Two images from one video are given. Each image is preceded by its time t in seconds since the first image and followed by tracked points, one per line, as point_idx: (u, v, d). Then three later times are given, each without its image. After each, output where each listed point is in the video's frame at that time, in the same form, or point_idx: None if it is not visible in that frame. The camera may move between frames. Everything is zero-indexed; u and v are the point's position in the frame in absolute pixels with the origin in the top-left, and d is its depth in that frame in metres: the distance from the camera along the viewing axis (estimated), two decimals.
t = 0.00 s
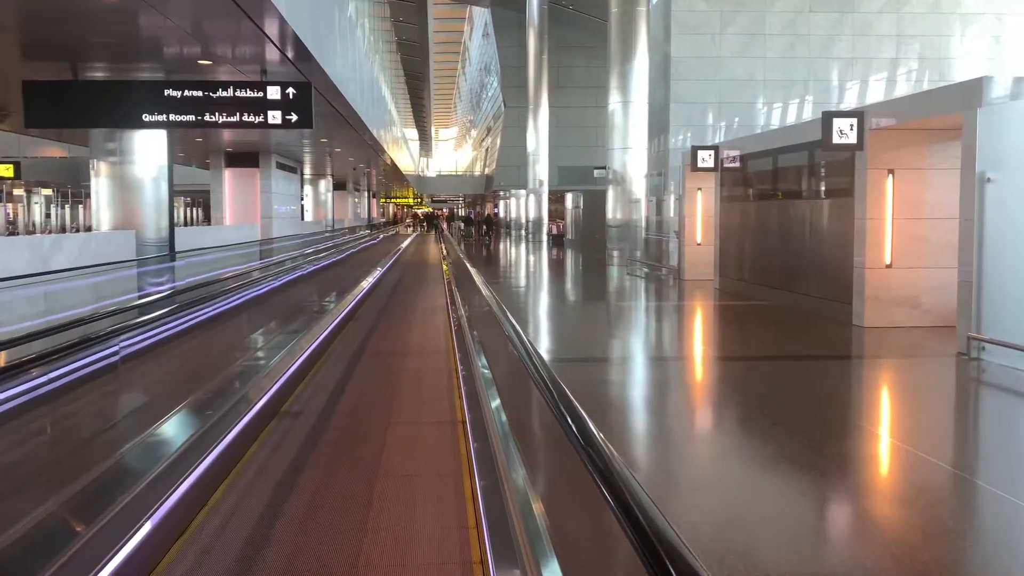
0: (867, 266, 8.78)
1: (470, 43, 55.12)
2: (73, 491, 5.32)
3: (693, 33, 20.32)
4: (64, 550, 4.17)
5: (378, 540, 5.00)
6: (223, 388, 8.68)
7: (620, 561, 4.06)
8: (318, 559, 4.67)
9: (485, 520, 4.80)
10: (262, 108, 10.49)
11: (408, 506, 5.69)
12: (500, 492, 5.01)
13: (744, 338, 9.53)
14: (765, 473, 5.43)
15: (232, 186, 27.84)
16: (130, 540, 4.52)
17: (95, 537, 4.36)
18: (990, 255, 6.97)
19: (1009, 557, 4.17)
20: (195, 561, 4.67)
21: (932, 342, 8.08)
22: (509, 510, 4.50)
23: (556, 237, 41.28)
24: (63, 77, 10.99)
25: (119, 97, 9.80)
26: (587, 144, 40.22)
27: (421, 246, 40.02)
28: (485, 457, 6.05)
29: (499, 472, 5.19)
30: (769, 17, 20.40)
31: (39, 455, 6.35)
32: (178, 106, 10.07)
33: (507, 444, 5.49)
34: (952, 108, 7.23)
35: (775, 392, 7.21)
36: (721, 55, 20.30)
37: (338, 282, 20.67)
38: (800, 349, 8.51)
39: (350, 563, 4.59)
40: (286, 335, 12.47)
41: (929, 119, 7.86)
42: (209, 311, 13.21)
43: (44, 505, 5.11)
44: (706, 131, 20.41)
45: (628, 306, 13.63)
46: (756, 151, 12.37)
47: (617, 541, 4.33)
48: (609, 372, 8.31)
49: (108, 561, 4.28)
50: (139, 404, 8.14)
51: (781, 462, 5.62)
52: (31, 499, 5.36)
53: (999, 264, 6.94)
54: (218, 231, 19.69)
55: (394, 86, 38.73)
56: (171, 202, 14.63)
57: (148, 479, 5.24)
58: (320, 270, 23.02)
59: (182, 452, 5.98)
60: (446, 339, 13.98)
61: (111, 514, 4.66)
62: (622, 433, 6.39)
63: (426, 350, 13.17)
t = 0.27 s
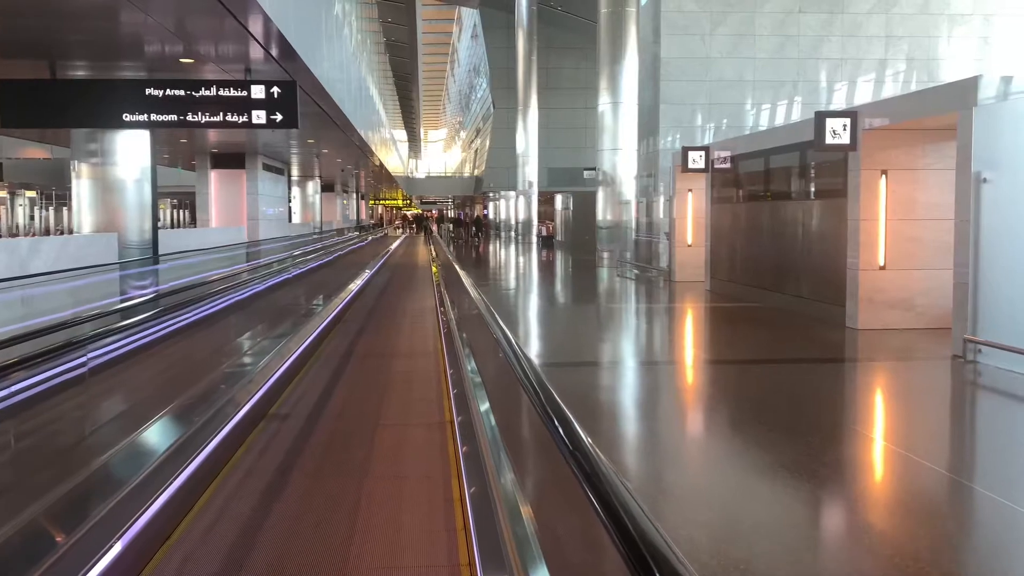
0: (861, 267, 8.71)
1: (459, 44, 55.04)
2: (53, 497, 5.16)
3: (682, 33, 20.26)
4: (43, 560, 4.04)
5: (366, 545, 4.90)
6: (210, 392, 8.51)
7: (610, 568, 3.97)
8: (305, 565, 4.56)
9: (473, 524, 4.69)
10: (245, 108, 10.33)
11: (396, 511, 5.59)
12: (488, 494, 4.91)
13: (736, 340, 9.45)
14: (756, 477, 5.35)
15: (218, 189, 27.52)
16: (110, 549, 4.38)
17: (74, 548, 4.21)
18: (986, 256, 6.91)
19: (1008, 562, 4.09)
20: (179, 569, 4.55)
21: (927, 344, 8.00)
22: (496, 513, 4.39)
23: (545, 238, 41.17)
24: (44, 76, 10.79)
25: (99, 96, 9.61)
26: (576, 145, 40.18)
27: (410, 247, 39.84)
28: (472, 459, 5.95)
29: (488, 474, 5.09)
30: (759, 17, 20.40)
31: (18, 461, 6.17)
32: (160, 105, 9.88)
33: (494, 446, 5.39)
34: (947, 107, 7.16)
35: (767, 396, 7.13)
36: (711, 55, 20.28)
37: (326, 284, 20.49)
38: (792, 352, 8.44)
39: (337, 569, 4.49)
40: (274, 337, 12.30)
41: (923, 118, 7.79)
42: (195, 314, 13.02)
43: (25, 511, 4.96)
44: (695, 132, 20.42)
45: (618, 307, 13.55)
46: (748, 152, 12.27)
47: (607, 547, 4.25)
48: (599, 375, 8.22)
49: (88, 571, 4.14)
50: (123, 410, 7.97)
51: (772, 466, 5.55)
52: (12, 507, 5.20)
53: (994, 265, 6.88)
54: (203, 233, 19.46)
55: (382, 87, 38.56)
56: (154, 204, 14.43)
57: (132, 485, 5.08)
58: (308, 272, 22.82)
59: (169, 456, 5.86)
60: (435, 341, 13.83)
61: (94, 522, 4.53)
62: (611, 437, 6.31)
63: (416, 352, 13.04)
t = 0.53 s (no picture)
0: (854, 270, 8.64)
1: (448, 46, 54.91)
2: (33, 503, 5.05)
3: (672, 35, 20.22)
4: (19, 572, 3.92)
5: (355, 551, 4.81)
6: (195, 396, 8.35)
7: (599, 573, 3.88)
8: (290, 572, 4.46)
9: (460, 529, 4.60)
10: (229, 108, 10.21)
11: (385, 515, 5.50)
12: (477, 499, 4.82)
13: (728, 343, 9.36)
14: (747, 482, 5.27)
15: (204, 189, 27.23)
16: (92, 558, 4.28)
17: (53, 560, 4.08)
18: (981, 259, 6.86)
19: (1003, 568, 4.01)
20: None
21: (920, 348, 7.93)
22: (484, 517, 4.29)
23: (535, 240, 41.08)
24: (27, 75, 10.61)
25: (79, 95, 9.43)
26: (566, 148, 40.13)
27: (399, 250, 39.62)
28: (460, 463, 5.86)
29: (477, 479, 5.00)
30: (748, 19, 20.40)
31: None
32: (141, 105, 9.71)
33: (484, 451, 5.31)
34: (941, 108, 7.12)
35: (759, 399, 7.05)
36: (701, 57, 20.26)
37: (314, 286, 20.31)
38: (784, 355, 8.37)
39: None
40: (262, 340, 12.14)
41: (917, 120, 7.74)
42: (180, 316, 12.84)
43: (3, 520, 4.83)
44: (683, 134, 20.40)
45: (607, 310, 13.47)
46: (739, 153, 12.17)
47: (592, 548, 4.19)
48: (589, 378, 8.13)
49: None
50: (107, 415, 7.80)
51: (765, 470, 5.48)
52: None
53: (990, 268, 6.82)
54: (189, 235, 19.26)
55: (371, 89, 38.40)
56: (137, 206, 14.24)
57: (113, 494, 4.98)
58: (296, 274, 22.63)
59: (152, 463, 5.72)
60: (423, 343, 13.69)
61: (72, 532, 4.41)
62: (601, 440, 6.23)
63: (404, 354, 12.91)
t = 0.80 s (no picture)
0: (847, 272, 8.57)
1: (437, 46, 54.74)
2: (13, 509, 4.92)
3: (662, 36, 20.17)
4: None
5: (341, 555, 4.71)
6: (180, 399, 8.19)
7: None
8: None
9: (448, 534, 4.50)
10: (213, 106, 10.01)
11: (373, 518, 5.41)
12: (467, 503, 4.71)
13: (720, 346, 9.25)
14: (739, 486, 5.19)
15: (188, 189, 26.99)
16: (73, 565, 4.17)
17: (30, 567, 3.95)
18: (978, 261, 6.78)
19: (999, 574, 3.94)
20: None
21: (914, 351, 7.86)
22: (473, 521, 4.20)
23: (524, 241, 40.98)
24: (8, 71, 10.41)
25: (59, 92, 9.26)
26: (555, 148, 40.05)
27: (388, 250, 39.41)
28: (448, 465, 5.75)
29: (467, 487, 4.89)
30: (739, 20, 20.37)
31: None
32: (122, 102, 9.53)
33: (474, 459, 5.23)
34: (937, 108, 7.06)
35: (751, 403, 6.96)
36: (691, 58, 20.23)
37: (301, 288, 20.11)
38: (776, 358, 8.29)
39: None
40: (248, 342, 11.97)
41: (912, 121, 7.68)
42: (164, 318, 12.65)
43: None
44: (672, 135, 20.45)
45: (597, 312, 13.38)
46: (731, 154, 12.06)
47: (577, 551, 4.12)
48: (580, 381, 8.02)
49: None
50: (89, 418, 7.63)
51: (758, 473, 5.40)
52: None
53: (986, 270, 6.76)
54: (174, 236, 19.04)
55: (360, 89, 38.19)
56: (120, 206, 14.02)
57: (92, 502, 4.84)
58: (283, 275, 22.42)
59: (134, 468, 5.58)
60: (412, 344, 13.53)
61: (52, 538, 4.28)
62: (590, 441, 6.15)
63: (393, 355, 12.78)
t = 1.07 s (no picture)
0: (838, 275, 8.53)
1: (423, 48, 54.58)
2: None
3: (649, 37, 20.16)
4: None
5: (325, 563, 4.60)
6: (161, 404, 8.01)
7: None
8: None
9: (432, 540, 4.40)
10: (193, 105, 9.86)
11: (358, 523, 5.35)
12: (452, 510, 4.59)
13: (708, 349, 9.18)
14: (728, 491, 5.09)
15: (170, 191, 26.71)
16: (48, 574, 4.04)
17: None
18: (971, 263, 6.73)
19: None
20: None
21: (905, 354, 7.81)
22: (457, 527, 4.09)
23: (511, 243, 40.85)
24: None
25: (34, 90, 9.05)
26: (542, 150, 39.97)
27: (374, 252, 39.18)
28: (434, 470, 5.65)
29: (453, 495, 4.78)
30: (726, 22, 20.40)
31: None
32: (98, 101, 9.34)
33: (459, 465, 5.13)
34: (928, 108, 7.02)
35: (742, 407, 6.88)
36: (678, 60, 20.22)
37: (286, 290, 19.91)
38: (765, 361, 8.22)
39: None
40: (231, 345, 11.78)
41: (902, 123, 7.64)
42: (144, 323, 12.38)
43: None
44: (658, 137, 20.35)
45: (584, 314, 13.29)
46: (719, 155, 11.99)
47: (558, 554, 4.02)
48: (568, 385, 7.92)
49: None
50: (67, 425, 7.45)
51: (747, 478, 5.32)
52: None
53: (979, 273, 6.70)
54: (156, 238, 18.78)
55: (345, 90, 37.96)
56: (99, 207, 13.79)
57: (66, 513, 4.65)
58: (267, 277, 22.19)
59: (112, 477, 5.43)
60: (398, 347, 13.39)
61: (28, 547, 4.16)
62: (578, 446, 6.05)
63: (378, 358, 12.64)
